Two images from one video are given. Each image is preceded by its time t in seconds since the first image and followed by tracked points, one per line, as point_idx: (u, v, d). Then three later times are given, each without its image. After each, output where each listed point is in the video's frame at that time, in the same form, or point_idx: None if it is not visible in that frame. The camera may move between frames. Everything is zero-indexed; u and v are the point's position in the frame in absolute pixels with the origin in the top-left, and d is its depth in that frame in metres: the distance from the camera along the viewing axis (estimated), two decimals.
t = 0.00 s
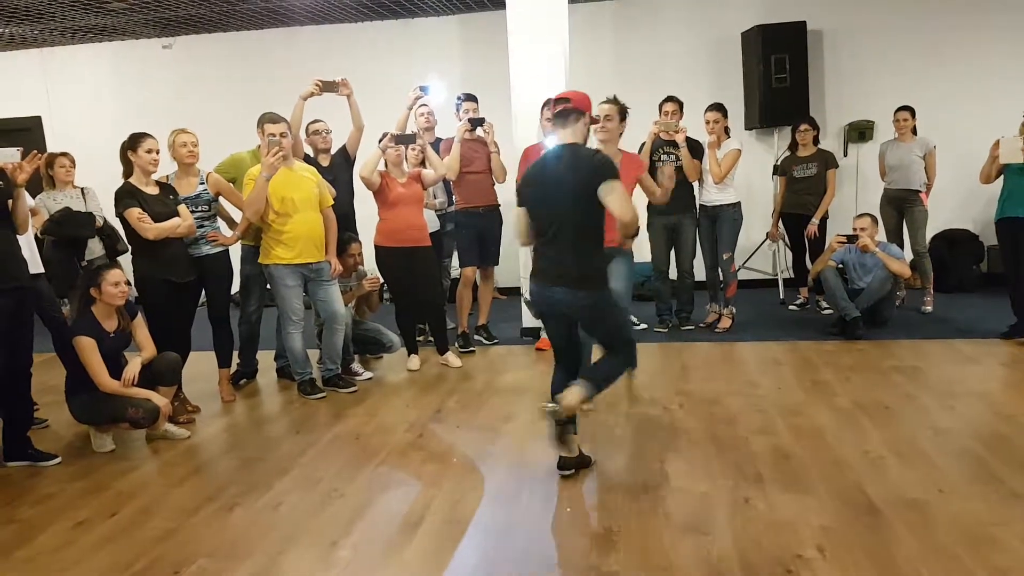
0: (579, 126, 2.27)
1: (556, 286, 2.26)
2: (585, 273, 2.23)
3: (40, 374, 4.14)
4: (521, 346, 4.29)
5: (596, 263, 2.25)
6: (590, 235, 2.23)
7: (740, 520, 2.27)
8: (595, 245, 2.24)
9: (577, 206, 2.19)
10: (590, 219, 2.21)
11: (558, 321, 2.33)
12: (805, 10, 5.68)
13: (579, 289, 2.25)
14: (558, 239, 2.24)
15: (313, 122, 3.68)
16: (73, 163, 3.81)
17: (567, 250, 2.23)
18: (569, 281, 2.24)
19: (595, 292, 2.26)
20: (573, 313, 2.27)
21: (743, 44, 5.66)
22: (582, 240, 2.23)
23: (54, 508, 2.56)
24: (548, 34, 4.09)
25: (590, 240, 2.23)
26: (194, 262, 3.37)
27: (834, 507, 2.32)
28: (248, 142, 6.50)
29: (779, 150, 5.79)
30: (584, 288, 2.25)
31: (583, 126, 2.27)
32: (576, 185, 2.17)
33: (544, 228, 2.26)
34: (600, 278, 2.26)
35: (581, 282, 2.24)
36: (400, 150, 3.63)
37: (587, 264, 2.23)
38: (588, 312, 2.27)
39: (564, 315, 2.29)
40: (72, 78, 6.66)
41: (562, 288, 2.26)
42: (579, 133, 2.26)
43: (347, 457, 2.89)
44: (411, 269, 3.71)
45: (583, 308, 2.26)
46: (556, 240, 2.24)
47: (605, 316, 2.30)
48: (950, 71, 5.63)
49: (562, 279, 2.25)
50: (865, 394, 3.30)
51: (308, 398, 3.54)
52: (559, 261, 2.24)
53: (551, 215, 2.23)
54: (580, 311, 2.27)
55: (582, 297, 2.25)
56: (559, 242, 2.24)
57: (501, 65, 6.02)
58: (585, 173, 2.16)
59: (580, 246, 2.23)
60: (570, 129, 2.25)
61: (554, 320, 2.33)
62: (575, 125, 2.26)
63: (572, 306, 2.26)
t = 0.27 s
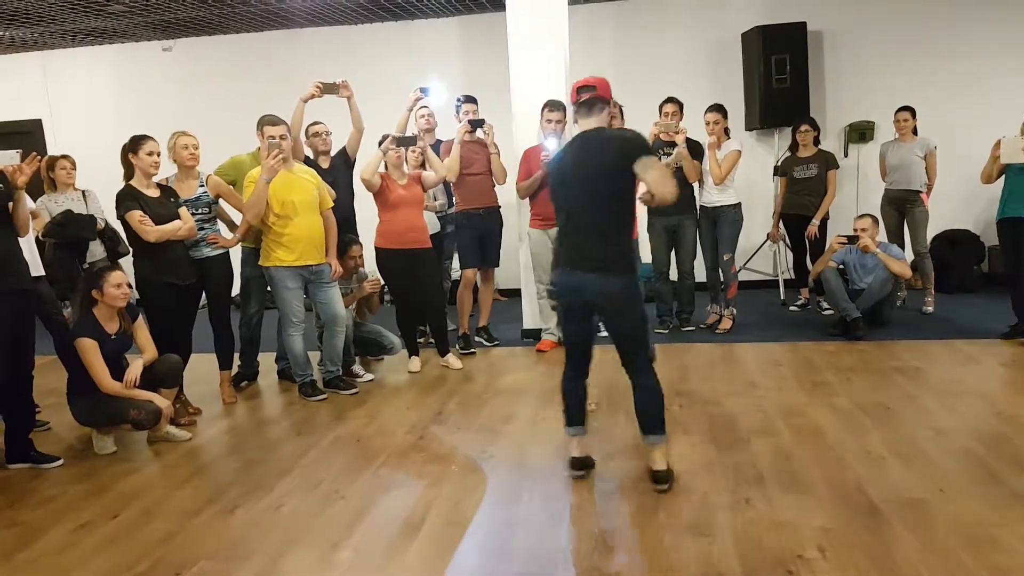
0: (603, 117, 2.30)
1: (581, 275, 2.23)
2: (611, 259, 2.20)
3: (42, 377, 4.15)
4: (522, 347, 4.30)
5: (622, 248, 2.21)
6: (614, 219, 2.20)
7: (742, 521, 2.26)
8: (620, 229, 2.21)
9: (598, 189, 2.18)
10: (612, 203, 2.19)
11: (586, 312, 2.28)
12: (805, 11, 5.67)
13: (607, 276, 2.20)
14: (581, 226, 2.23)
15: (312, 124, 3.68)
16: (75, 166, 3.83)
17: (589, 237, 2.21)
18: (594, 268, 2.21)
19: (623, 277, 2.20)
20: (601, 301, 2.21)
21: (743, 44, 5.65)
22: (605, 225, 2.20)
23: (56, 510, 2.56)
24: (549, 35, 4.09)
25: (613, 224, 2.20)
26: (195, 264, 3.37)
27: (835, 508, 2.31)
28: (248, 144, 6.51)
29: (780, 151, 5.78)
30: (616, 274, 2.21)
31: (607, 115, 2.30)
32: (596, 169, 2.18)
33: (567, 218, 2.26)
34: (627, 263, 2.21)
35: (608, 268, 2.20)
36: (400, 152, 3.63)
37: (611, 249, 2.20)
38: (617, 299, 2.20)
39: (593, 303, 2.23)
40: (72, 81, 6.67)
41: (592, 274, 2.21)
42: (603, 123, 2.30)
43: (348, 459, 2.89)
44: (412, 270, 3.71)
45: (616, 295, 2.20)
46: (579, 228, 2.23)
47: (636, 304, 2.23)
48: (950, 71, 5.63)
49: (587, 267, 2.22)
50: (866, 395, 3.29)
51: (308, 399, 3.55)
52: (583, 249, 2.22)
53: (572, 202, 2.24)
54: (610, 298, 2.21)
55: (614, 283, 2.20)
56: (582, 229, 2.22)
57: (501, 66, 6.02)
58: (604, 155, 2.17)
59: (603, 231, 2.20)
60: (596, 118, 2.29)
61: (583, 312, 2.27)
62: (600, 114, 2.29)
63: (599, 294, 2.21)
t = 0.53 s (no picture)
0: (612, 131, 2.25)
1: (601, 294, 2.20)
2: (631, 275, 2.17)
3: (41, 375, 4.14)
4: (522, 345, 4.30)
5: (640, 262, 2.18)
6: (628, 235, 2.17)
7: (742, 519, 2.27)
8: (636, 244, 2.18)
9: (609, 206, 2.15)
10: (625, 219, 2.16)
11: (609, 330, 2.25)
12: (804, 8, 5.67)
13: (630, 292, 2.18)
14: (595, 245, 2.19)
15: (311, 122, 3.67)
16: (73, 164, 3.86)
17: (605, 255, 2.17)
18: (615, 286, 2.17)
19: (645, 292, 2.18)
20: (625, 318, 2.19)
21: (743, 43, 5.65)
22: (621, 242, 2.17)
23: (55, 509, 2.56)
24: (549, 33, 4.08)
25: (629, 240, 2.17)
26: (194, 262, 3.37)
27: (835, 506, 2.32)
28: (246, 142, 6.50)
29: (779, 149, 5.78)
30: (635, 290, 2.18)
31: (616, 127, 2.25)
32: (605, 186, 2.15)
33: (579, 238, 2.22)
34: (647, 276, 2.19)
35: (628, 284, 2.17)
36: (400, 150, 3.62)
37: (629, 265, 2.17)
38: (641, 314, 2.18)
39: (617, 321, 2.21)
40: (70, 79, 6.65)
41: (612, 293, 2.18)
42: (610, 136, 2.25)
43: (348, 457, 2.89)
44: (411, 269, 3.71)
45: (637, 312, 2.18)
46: (594, 248, 2.19)
47: (660, 316, 2.21)
48: (949, 69, 5.63)
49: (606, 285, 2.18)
50: (865, 392, 3.30)
51: (308, 398, 3.55)
52: (600, 268, 2.18)
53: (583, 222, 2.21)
54: (635, 314, 2.18)
55: (635, 300, 2.17)
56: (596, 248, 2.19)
57: (500, 64, 6.02)
58: (612, 171, 2.15)
59: (619, 248, 2.17)
60: (605, 131, 2.24)
61: (606, 330, 2.25)
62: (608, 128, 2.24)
63: (622, 312, 2.18)
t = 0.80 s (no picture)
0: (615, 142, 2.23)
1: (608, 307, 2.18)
2: (642, 283, 2.15)
3: (34, 372, 4.12)
4: (517, 343, 4.30)
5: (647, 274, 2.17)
6: (634, 246, 2.15)
7: (736, 514, 2.28)
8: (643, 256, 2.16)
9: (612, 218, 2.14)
10: (630, 229, 2.14)
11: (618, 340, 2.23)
12: (799, 6, 5.68)
13: (641, 301, 2.15)
14: (600, 259, 2.18)
15: (306, 118, 3.65)
16: (66, 159, 3.77)
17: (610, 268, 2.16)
18: (624, 297, 2.15)
19: (655, 304, 2.16)
20: (634, 331, 2.18)
21: (738, 41, 5.66)
22: (628, 253, 2.15)
23: (48, 506, 2.55)
24: (545, 30, 4.08)
25: (635, 252, 2.16)
26: (188, 259, 3.35)
27: (828, 502, 2.33)
28: (241, 138, 6.47)
29: (774, 147, 5.80)
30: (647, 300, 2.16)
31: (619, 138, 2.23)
32: (608, 197, 2.15)
33: (588, 248, 2.20)
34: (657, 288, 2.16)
35: (639, 293, 2.15)
36: (394, 145, 3.61)
37: (638, 276, 2.15)
38: (651, 327, 2.17)
39: (628, 331, 2.18)
40: (62, 73, 6.61)
41: (624, 303, 2.15)
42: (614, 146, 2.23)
43: (343, 454, 2.89)
44: (406, 265, 3.70)
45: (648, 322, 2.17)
46: (604, 258, 2.17)
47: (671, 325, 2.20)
48: (943, 68, 5.66)
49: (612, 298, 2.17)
50: (858, 389, 3.32)
51: (303, 395, 3.54)
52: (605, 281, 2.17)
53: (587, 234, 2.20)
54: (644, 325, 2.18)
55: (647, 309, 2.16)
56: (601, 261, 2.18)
57: (496, 60, 6.01)
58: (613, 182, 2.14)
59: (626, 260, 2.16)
60: (613, 142, 2.22)
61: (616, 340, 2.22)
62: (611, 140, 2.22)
63: (633, 324, 2.17)
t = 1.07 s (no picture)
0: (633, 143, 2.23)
1: (627, 305, 2.18)
2: (660, 274, 2.13)
3: (24, 366, 4.09)
4: (510, 339, 4.30)
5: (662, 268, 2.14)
6: (647, 243, 2.14)
7: (727, 511, 2.29)
8: (656, 251, 2.14)
9: (619, 218, 2.16)
10: (638, 226, 2.14)
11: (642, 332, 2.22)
12: (793, 4, 5.69)
13: (661, 291, 2.14)
14: (613, 258, 2.19)
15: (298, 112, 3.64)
16: (57, 153, 3.78)
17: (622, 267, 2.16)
18: (642, 289, 2.14)
19: (675, 293, 2.14)
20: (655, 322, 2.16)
21: (732, 38, 5.67)
22: (642, 248, 2.14)
23: (38, 501, 2.54)
24: (539, 26, 4.07)
25: (647, 248, 2.15)
26: (179, 254, 3.33)
27: (818, 498, 2.34)
28: (233, 132, 6.44)
29: (767, 144, 5.82)
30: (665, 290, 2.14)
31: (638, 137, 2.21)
32: (619, 191, 2.15)
33: (605, 241, 2.21)
34: (676, 279, 2.14)
35: (658, 283, 2.13)
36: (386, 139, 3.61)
37: (655, 267, 2.14)
38: (672, 317, 2.15)
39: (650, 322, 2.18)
40: (53, 66, 6.56)
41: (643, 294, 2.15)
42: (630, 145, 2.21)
43: (335, 449, 2.88)
44: (398, 261, 3.69)
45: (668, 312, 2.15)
46: (620, 251, 2.17)
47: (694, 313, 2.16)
48: (935, 67, 5.68)
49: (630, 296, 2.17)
50: (849, 386, 3.34)
51: (295, 390, 3.53)
52: (621, 280, 2.18)
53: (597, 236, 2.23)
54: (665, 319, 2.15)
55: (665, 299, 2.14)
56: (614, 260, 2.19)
57: (490, 56, 6.00)
58: (614, 182, 2.16)
59: (640, 257, 2.15)
60: (628, 141, 2.20)
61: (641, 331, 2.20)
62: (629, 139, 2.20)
63: (653, 317, 2.16)
